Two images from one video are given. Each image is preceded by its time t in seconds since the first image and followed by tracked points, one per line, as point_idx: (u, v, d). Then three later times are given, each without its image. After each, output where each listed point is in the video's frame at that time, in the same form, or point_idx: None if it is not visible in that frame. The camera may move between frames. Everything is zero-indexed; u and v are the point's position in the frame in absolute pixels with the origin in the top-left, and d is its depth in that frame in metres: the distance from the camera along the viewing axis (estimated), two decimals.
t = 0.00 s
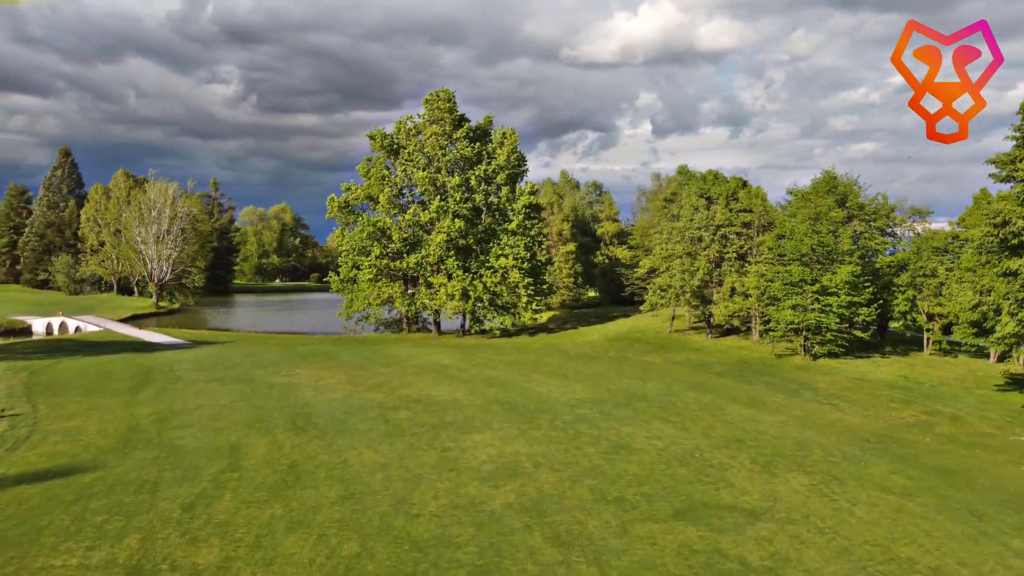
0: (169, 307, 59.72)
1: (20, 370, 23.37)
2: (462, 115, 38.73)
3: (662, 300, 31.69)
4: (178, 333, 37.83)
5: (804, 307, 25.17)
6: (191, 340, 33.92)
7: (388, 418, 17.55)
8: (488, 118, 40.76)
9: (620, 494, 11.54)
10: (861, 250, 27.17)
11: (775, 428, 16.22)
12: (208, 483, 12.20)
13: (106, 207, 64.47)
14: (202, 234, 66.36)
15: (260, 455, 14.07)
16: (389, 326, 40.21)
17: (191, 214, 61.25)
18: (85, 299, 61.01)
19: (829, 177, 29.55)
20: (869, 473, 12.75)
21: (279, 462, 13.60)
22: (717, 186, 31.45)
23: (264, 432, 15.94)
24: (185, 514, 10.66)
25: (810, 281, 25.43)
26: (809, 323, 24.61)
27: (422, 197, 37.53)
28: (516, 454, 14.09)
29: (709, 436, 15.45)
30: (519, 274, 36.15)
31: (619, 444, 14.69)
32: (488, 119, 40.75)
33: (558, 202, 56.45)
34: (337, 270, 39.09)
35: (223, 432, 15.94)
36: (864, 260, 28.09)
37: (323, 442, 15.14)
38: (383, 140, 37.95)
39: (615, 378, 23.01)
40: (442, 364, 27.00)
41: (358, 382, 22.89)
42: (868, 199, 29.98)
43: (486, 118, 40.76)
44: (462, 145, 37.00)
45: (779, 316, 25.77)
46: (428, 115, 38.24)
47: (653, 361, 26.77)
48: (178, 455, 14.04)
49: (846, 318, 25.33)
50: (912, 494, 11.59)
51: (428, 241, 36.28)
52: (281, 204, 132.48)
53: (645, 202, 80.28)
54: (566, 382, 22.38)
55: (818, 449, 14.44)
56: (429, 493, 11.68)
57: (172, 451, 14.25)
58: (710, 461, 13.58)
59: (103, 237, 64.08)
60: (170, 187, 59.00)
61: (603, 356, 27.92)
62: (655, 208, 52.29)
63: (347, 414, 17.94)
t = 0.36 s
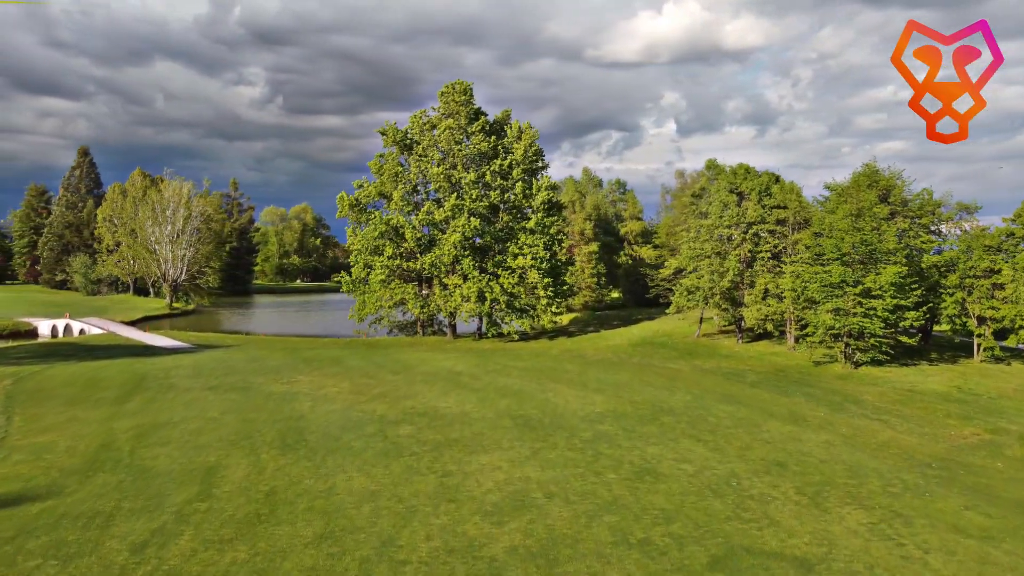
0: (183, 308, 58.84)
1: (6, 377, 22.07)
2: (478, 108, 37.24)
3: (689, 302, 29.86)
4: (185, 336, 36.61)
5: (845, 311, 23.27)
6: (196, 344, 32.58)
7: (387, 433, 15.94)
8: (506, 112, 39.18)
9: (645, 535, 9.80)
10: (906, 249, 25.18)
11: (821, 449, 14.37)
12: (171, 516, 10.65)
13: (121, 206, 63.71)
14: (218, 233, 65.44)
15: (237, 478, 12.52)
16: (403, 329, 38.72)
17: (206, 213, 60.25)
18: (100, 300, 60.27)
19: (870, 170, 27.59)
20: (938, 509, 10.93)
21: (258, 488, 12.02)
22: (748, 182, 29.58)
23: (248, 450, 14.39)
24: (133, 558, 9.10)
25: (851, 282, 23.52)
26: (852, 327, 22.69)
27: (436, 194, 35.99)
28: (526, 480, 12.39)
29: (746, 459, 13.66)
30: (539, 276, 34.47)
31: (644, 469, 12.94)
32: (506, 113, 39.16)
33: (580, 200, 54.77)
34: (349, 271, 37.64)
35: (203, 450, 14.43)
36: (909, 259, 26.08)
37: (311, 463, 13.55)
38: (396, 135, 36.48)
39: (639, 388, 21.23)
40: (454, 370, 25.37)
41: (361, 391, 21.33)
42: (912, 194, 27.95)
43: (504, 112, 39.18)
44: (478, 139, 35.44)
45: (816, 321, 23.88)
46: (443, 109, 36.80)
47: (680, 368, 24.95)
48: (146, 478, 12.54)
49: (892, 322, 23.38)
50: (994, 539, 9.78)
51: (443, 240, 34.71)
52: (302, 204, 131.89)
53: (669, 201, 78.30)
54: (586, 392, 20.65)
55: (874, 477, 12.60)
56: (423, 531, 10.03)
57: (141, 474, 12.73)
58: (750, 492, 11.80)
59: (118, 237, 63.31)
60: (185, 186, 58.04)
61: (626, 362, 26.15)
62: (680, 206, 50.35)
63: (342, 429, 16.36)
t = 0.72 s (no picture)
0: (204, 309, 58.17)
1: None
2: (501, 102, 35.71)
3: (723, 305, 27.98)
4: (198, 339, 35.44)
5: (897, 315, 21.30)
6: (206, 347, 31.33)
7: (389, 452, 14.35)
8: (530, 106, 37.54)
9: None
10: (964, 247, 23.09)
11: (882, 477, 12.49)
12: (123, 560, 9.13)
13: (142, 206, 63.11)
14: (239, 233, 64.61)
15: (211, 508, 11.02)
16: (423, 333, 37.25)
17: (226, 212, 59.37)
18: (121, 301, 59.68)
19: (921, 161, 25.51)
20: None
21: (231, 522, 10.46)
22: (787, 176, 27.65)
23: (231, 473, 12.87)
24: None
25: (904, 284, 21.53)
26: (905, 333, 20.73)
27: (456, 191, 34.47)
28: (540, 515, 10.71)
29: (795, 489, 11.83)
30: (563, 276, 32.75)
31: (677, 501, 11.19)
32: (530, 106, 37.52)
33: (607, 198, 52.94)
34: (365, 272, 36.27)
35: (182, 471, 12.97)
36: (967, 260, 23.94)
37: (298, 489, 12.01)
38: (414, 131, 35.04)
39: (670, 400, 19.42)
40: (471, 378, 23.75)
41: (369, 401, 19.78)
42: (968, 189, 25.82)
43: (527, 106, 37.56)
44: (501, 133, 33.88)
45: (863, 326, 21.92)
46: (464, 102, 35.34)
47: (714, 376, 23.13)
48: (109, 507, 11.09)
49: (949, 327, 21.37)
50: None
51: (462, 240, 33.15)
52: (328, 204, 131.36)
53: (700, 199, 76.16)
54: (612, 404, 18.88)
55: (950, 515, 10.72)
56: None
57: (105, 503, 11.25)
58: (806, 533, 9.98)
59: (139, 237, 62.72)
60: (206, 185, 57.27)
61: (655, 370, 24.37)
62: (713, 203, 48.28)
63: (341, 446, 14.81)
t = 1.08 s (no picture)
0: (236, 310, 57.75)
1: None
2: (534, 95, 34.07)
3: (772, 309, 25.97)
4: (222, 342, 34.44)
5: (971, 322, 19.14)
6: (227, 350, 30.26)
7: (398, 475, 12.77)
8: (565, 99, 35.83)
9: None
10: None
11: (973, 515, 10.55)
12: None
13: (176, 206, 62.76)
14: (272, 233, 63.93)
15: (184, 546, 9.57)
16: (453, 337, 35.80)
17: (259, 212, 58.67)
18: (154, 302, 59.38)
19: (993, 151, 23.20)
20: None
21: (202, 565, 8.99)
22: (842, 169, 25.54)
23: (218, 500, 11.43)
24: None
25: (978, 286, 19.36)
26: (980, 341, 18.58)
27: (487, 188, 32.91)
28: (563, 561, 9.03)
29: (870, 531, 9.97)
30: (600, 277, 30.96)
31: (728, 545, 9.43)
32: (565, 100, 35.81)
33: (648, 196, 51.07)
34: (394, 273, 34.94)
35: (164, 496, 11.57)
36: None
37: (288, 522, 10.50)
38: (443, 125, 33.60)
39: (716, 415, 17.53)
40: (499, 386, 22.12)
41: (385, 414, 18.25)
42: None
43: (562, 99, 35.86)
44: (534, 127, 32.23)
45: (931, 332, 19.83)
46: (495, 95, 33.79)
47: (763, 387, 21.19)
48: (70, 542, 9.71)
49: None
50: None
51: (493, 239, 31.58)
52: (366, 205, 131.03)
53: (744, 197, 73.54)
54: (651, 419, 17.09)
55: None
56: None
57: (67, 537, 9.88)
58: None
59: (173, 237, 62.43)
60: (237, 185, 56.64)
61: (699, 379, 22.51)
62: (759, 200, 45.97)
63: (345, 467, 13.29)
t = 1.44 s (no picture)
0: (273, 311, 57.41)
1: (9, 396, 19.09)
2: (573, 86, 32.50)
3: (829, 311, 24.04)
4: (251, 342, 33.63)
5: None
6: (254, 352, 29.34)
7: (408, 498, 11.39)
8: (605, 91, 34.20)
9: None
10: None
11: None
12: None
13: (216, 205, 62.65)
14: (311, 233, 63.48)
15: None
16: (488, 339, 34.41)
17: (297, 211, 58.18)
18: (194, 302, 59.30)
19: None
20: None
21: None
22: (906, 159, 23.53)
23: (203, 527, 10.20)
24: None
25: None
26: None
27: (523, 184, 31.45)
28: None
29: None
30: (642, 278, 29.21)
31: None
32: (606, 91, 34.18)
33: (693, 193, 49.18)
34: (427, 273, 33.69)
35: (145, 522, 10.38)
36: None
37: (275, 556, 9.18)
38: (477, 118, 32.27)
39: (769, 429, 15.80)
40: (532, 393, 20.65)
41: (406, 424, 16.93)
42: None
43: (603, 91, 34.23)
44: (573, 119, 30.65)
45: (1011, 338, 17.79)
46: (532, 86, 32.31)
47: (820, 396, 19.38)
48: None
49: None
50: None
51: (529, 237, 30.10)
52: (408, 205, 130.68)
53: (795, 194, 70.77)
54: (695, 433, 15.45)
55: None
56: None
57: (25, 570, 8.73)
58: None
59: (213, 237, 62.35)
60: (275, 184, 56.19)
61: (748, 387, 20.78)
62: (812, 196, 43.70)
63: (352, 487, 11.95)
